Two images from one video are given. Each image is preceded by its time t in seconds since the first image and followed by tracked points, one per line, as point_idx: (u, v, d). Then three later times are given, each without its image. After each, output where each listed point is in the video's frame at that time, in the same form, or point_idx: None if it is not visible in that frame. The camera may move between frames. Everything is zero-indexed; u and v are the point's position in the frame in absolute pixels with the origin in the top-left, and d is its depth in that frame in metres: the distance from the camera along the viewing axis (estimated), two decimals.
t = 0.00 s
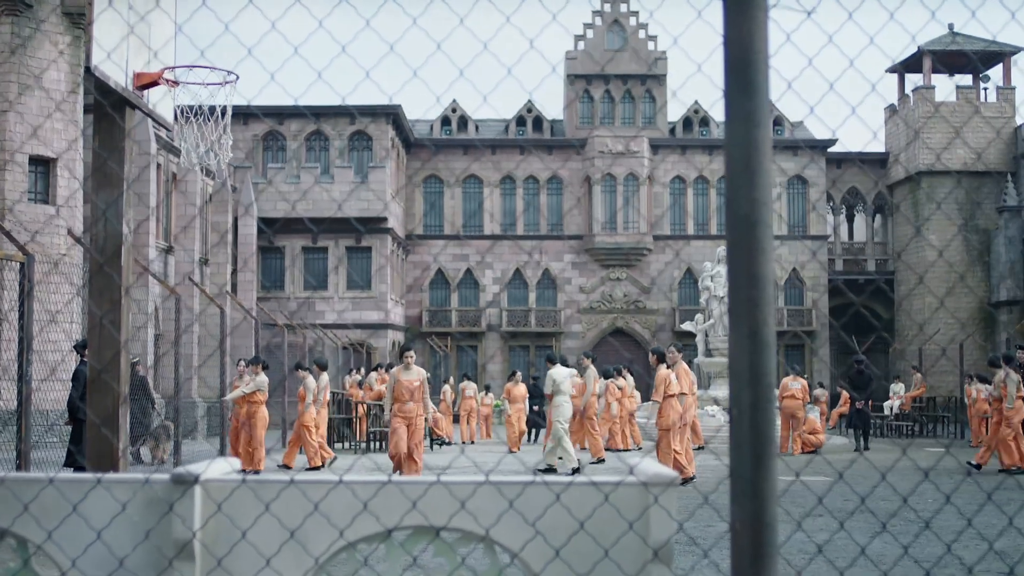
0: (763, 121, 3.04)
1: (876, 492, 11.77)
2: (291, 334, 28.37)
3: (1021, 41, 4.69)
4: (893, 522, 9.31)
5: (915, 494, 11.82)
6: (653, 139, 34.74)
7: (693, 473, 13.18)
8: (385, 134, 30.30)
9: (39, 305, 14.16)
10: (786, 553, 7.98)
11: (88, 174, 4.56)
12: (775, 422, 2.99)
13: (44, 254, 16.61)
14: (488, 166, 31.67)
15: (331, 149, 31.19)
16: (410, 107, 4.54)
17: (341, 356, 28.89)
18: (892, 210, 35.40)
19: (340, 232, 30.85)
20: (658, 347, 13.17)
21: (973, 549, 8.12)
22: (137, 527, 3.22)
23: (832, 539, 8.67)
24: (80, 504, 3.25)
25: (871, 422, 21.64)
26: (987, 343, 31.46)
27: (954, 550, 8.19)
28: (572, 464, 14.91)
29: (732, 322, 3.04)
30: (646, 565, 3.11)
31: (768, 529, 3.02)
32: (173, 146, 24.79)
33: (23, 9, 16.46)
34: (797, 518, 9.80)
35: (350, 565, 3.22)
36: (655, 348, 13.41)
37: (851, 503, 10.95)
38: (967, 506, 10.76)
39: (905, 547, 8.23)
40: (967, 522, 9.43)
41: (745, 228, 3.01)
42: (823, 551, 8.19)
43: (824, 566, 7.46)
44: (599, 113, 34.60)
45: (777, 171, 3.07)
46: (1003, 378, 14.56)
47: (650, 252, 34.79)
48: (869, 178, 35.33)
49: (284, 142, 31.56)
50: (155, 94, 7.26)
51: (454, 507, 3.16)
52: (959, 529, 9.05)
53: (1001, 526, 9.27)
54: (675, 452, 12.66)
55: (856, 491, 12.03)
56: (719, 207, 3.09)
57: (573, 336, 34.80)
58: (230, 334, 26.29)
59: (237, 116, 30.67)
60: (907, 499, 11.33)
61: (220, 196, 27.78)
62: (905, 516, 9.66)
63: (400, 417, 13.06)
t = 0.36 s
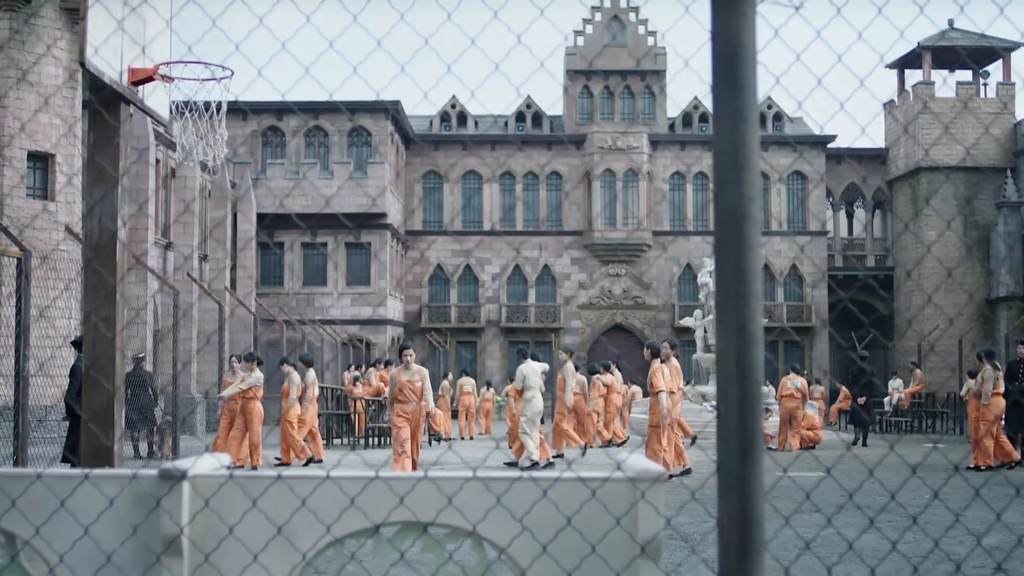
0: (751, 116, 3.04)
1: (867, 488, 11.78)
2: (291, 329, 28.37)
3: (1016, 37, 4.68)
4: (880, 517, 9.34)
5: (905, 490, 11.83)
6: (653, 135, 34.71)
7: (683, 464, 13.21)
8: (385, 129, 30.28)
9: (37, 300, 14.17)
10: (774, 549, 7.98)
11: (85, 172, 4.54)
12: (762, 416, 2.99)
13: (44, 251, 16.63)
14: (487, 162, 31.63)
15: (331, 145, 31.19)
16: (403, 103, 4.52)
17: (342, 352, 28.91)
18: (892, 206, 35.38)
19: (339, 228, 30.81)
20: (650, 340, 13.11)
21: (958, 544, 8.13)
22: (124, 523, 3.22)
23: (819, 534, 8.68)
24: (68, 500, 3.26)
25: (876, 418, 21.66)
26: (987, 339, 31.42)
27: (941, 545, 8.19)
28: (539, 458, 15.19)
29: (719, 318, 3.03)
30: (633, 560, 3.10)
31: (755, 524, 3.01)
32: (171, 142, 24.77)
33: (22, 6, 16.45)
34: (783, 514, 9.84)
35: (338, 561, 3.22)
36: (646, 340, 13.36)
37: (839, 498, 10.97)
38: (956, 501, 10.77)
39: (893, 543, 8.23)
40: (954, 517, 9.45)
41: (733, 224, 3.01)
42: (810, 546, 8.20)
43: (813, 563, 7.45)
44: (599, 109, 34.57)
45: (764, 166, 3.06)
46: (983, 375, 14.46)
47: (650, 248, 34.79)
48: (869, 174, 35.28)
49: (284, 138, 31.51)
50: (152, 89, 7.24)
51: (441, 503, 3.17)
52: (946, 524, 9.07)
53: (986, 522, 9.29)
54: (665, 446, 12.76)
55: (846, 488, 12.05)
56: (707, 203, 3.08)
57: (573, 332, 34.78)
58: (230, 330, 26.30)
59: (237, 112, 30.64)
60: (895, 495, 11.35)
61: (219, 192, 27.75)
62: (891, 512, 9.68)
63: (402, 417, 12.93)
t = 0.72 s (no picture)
0: (739, 113, 3.04)
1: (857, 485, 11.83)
2: (289, 326, 28.37)
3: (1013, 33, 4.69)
4: (866, 514, 9.39)
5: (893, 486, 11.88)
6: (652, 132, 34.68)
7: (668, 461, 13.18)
8: (383, 126, 30.26)
9: (33, 297, 14.16)
10: (761, 546, 8.00)
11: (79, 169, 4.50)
12: (748, 413, 2.99)
13: (41, 247, 16.64)
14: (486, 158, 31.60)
15: (329, 142, 31.18)
16: (395, 100, 4.51)
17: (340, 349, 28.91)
18: (891, 203, 35.35)
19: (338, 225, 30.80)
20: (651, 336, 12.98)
21: (943, 540, 8.15)
22: (110, 519, 3.22)
23: (806, 532, 8.72)
24: (54, 497, 3.27)
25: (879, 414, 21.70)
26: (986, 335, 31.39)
27: (928, 541, 8.21)
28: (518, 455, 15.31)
29: (705, 314, 3.03)
30: (620, 556, 3.10)
31: (740, 521, 3.01)
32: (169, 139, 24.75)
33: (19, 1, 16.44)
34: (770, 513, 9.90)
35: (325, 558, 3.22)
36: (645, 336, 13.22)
37: (829, 495, 11.00)
38: (946, 498, 10.83)
39: (879, 539, 8.25)
40: (939, 514, 9.50)
41: (719, 220, 3.01)
42: (796, 542, 8.24)
43: (801, 559, 7.47)
44: (597, 106, 34.54)
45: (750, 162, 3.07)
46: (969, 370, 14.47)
47: (648, 245, 34.78)
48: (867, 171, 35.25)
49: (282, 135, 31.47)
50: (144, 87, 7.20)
51: (427, 499, 3.17)
52: (931, 521, 9.13)
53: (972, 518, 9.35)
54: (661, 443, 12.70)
55: (834, 486, 12.10)
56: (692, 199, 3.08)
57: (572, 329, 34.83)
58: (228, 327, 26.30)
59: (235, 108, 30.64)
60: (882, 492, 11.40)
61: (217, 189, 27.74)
62: (878, 510, 9.73)
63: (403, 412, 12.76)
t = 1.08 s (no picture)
0: (723, 107, 3.04)
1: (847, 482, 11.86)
2: (286, 323, 28.36)
3: (1005, 29, 4.68)
4: (853, 511, 9.42)
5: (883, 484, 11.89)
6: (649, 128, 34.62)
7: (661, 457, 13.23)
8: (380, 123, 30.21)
9: (29, 294, 14.15)
10: (747, 543, 8.02)
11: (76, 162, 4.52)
12: (732, 408, 2.99)
13: (36, 244, 16.62)
14: (484, 155, 31.57)
15: (326, 138, 31.15)
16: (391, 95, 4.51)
17: (338, 346, 28.90)
18: (888, 201, 35.33)
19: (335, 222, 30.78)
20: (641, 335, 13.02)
21: (928, 537, 8.18)
22: (95, 516, 3.22)
23: (792, 529, 8.75)
24: (38, 493, 3.27)
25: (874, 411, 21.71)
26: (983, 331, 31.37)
27: (913, 537, 8.24)
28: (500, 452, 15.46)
29: (689, 308, 3.03)
30: (604, 552, 3.11)
31: (725, 516, 3.01)
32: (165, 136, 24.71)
33: None
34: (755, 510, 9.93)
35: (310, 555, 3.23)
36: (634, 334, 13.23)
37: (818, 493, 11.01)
38: (933, 496, 10.86)
39: (864, 536, 8.28)
40: (924, 511, 9.54)
41: (704, 215, 3.00)
42: (781, 539, 8.26)
43: (787, 555, 7.50)
44: (594, 103, 34.46)
45: (735, 157, 3.07)
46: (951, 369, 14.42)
47: (645, 242, 34.75)
48: (865, 168, 35.23)
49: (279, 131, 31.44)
50: (136, 84, 7.17)
51: (412, 495, 3.17)
52: (916, 517, 9.15)
53: (955, 515, 9.38)
54: (655, 442, 12.74)
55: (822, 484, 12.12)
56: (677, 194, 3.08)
57: (570, 326, 34.84)
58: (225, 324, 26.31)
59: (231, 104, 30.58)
60: (871, 489, 11.41)
61: (213, 186, 27.73)
62: (864, 506, 9.75)
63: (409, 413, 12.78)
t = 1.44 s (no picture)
0: (707, 106, 3.03)
1: (834, 479, 11.89)
2: (283, 319, 28.36)
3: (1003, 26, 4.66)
4: (837, 508, 9.44)
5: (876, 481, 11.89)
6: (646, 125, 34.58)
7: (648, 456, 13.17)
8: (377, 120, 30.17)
9: (24, 291, 14.15)
10: (732, 540, 8.03)
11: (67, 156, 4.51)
12: (715, 407, 2.98)
13: (32, 241, 16.63)
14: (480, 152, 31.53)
15: (323, 135, 31.12)
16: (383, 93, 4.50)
17: (334, 343, 28.89)
18: (885, 198, 35.33)
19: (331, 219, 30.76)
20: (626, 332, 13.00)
21: (911, 534, 8.20)
22: (78, 512, 3.24)
23: (776, 525, 8.78)
24: (22, 490, 3.28)
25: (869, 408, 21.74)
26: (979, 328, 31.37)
27: (897, 535, 8.26)
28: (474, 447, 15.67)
29: (673, 306, 3.02)
30: (587, 549, 3.11)
31: (707, 514, 3.01)
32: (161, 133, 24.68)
33: None
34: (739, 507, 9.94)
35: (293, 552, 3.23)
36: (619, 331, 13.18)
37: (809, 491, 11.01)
38: (920, 492, 10.89)
39: (847, 533, 8.30)
40: (907, 507, 9.58)
41: (689, 214, 3.00)
42: (764, 536, 8.28)
43: (772, 551, 7.52)
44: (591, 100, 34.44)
45: (719, 155, 3.06)
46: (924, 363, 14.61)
47: (642, 239, 34.75)
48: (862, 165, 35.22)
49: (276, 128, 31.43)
50: (129, 77, 7.18)
51: (395, 493, 3.18)
52: (900, 514, 9.18)
53: (940, 513, 9.41)
54: (643, 437, 12.69)
55: (807, 481, 12.15)
56: (660, 193, 3.08)
57: (566, 323, 34.86)
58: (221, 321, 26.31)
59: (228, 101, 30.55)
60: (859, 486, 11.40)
61: (209, 183, 27.74)
62: (850, 504, 9.78)
63: (409, 411, 12.69)
